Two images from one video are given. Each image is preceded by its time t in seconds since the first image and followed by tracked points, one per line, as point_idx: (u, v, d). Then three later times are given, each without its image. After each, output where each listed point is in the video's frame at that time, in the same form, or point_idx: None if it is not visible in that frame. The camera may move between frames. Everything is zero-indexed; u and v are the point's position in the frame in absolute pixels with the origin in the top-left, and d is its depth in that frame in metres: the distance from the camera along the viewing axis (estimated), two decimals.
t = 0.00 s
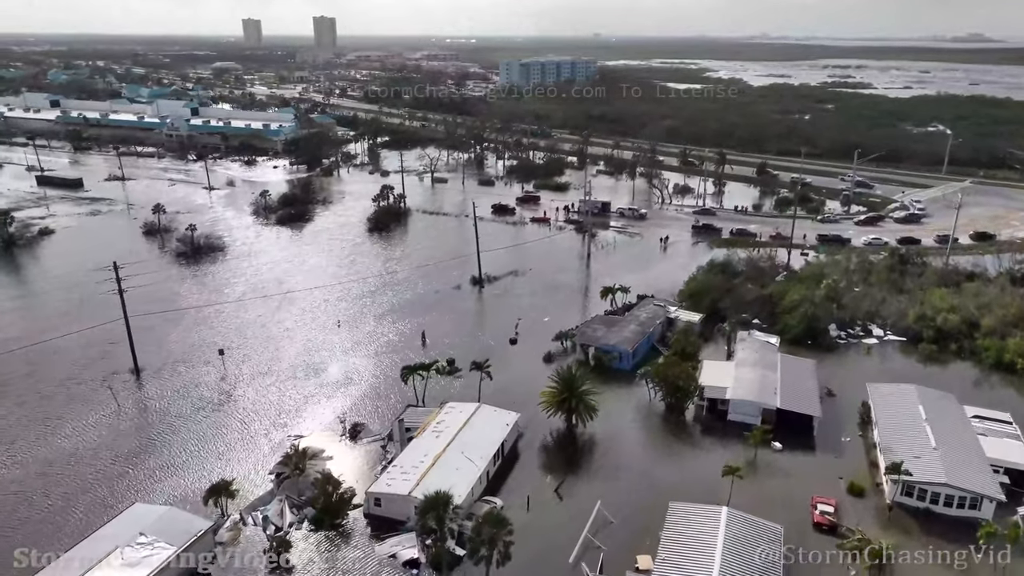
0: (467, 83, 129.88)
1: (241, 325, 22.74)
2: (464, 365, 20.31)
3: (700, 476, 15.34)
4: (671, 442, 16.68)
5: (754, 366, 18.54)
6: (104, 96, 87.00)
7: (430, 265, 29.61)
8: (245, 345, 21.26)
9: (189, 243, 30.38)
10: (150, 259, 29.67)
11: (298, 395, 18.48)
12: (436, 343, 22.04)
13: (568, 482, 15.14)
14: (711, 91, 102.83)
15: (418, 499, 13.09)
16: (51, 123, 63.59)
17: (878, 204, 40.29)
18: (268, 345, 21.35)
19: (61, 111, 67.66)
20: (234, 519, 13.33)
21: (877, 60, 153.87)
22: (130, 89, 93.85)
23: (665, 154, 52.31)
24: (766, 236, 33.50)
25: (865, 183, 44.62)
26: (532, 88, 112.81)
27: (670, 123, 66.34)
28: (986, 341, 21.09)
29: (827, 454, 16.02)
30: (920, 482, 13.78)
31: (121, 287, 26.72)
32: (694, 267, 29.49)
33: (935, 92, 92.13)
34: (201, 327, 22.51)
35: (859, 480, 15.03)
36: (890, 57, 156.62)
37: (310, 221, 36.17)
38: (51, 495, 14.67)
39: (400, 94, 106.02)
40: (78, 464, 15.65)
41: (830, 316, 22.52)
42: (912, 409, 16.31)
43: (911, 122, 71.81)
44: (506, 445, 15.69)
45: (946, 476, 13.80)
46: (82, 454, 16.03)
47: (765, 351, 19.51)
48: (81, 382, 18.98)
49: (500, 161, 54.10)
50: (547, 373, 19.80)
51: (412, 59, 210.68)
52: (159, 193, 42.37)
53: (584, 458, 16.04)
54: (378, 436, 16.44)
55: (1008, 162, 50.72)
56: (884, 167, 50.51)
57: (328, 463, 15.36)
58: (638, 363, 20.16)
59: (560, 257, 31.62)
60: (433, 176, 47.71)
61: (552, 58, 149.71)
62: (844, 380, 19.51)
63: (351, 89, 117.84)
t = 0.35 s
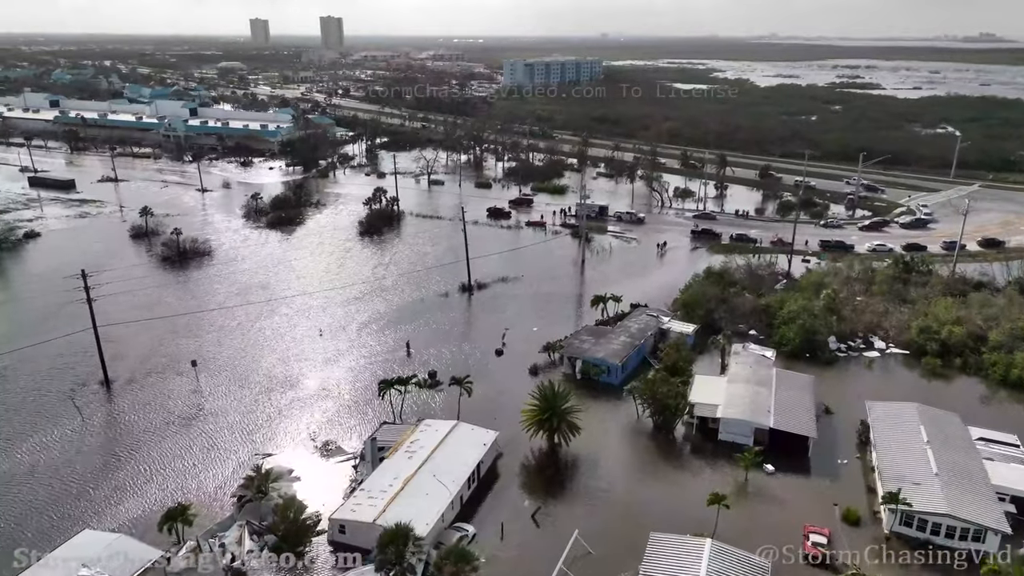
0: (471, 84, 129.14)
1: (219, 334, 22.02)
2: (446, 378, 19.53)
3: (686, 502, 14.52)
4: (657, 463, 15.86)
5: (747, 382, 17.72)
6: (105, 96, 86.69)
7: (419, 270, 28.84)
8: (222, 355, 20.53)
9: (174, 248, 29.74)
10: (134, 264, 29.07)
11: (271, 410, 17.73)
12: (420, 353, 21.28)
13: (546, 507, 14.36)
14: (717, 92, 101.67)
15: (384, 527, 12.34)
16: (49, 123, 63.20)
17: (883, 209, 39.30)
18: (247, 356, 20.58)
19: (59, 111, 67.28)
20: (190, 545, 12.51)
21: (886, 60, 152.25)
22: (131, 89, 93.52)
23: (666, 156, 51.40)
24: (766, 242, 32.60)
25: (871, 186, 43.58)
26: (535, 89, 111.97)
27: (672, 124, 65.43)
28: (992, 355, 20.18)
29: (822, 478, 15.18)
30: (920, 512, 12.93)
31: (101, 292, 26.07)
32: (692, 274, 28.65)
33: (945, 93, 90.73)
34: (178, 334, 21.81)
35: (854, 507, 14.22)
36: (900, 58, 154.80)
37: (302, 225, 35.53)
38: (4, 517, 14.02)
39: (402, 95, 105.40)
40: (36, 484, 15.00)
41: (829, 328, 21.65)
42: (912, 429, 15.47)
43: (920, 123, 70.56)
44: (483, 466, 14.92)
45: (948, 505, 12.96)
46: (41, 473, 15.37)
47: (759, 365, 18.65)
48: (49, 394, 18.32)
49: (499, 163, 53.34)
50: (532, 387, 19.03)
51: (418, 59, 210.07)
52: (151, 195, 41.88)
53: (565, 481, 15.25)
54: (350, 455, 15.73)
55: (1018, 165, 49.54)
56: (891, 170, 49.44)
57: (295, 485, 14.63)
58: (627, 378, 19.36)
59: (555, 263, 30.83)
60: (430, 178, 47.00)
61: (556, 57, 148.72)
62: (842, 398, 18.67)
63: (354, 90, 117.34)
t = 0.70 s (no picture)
0: (480, 84, 128.52)
1: (201, 342, 21.37)
2: (431, 391, 18.77)
3: (675, 531, 13.67)
4: (647, 487, 15.01)
5: (745, 401, 16.84)
6: (113, 96, 86.84)
7: (413, 276, 28.13)
8: (200, 366, 19.87)
9: (165, 251, 29.24)
10: (124, 267, 28.57)
11: (246, 426, 17.04)
12: (406, 364, 20.54)
13: (526, 535, 13.57)
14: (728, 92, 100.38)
15: (349, 560, 11.54)
16: (54, 123, 63.21)
17: (895, 213, 38.13)
18: (228, 366, 19.92)
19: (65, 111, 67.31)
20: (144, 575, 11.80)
21: (902, 60, 150.11)
22: (140, 89, 93.67)
23: (673, 157, 50.45)
24: (772, 248, 31.64)
25: (883, 190, 42.43)
26: (544, 90, 111.19)
27: (681, 126, 64.44)
28: (1007, 372, 19.14)
29: (821, 505, 14.33)
30: (924, 548, 12.00)
31: (87, 296, 25.56)
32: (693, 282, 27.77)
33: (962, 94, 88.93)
34: (160, 343, 21.20)
35: (854, 539, 13.33)
36: (917, 58, 152.45)
37: (298, 227, 34.98)
38: None
39: (410, 95, 104.98)
40: None
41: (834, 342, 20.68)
42: (919, 453, 14.54)
43: (936, 125, 69.00)
44: (462, 489, 14.15)
45: (954, 540, 12.03)
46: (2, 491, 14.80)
47: (758, 382, 17.77)
48: (20, 406, 17.76)
49: (503, 164, 52.55)
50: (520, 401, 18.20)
51: (429, 58, 209.77)
52: (150, 196, 41.57)
53: (548, 505, 14.43)
54: (323, 475, 15.00)
55: None
56: (904, 174, 48.22)
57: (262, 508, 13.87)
58: (621, 393, 18.48)
59: (553, 268, 30.03)
60: (432, 180, 46.35)
61: (566, 57, 147.85)
62: (845, 418, 17.78)
63: (362, 90, 117.08)
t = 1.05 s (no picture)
0: (493, 85, 127.90)
1: (186, 349, 20.76)
2: (417, 406, 18.02)
3: (666, 564, 12.80)
4: (637, 514, 14.17)
5: (745, 421, 15.93)
6: (125, 96, 87.15)
7: (409, 282, 27.41)
8: (182, 375, 19.25)
9: (159, 255, 28.81)
10: (117, 270, 28.14)
11: (222, 442, 16.40)
12: (395, 375, 19.82)
13: (506, 565, 12.78)
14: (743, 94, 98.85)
15: None
16: (64, 123, 63.38)
17: (911, 219, 36.88)
18: (210, 376, 19.29)
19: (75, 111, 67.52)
20: None
21: (922, 61, 147.63)
22: (153, 89, 93.99)
23: (683, 160, 49.39)
24: (782, 256, 30.57)
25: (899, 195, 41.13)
26: (556, 91, 110.26)
27: (692, 128, 63.31)
28: None
29: (823, 536, 13.41)
30: None
31: (76, 301, 25.08)
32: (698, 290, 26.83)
33: (983, 95, 86.80)
34: (144, 350, 20.62)
35: None
36: (939, 58, 149.55)
37: (297, 231, 34.47)
38: None
39: (421, 96, 104.51)
40: None
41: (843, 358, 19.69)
42: (930, 482, 13.58)
43: (957, 127, 67.21)
44: (440, 515, 13.39)
45: None
46: None
47: (760, 401, 16.84)
48: None
49: (510, 166, 51.80)
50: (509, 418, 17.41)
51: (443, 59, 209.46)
52: (152, 197, 41.29)
53: (532, 532, 13.63)
54: (297, 497, 14.34)
55: None
56: (921, 178, 46.84)
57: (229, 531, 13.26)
58: (615, 410, 17.64)
59: (554, 274, 29.20)
60: (436, 182, 45.72)
61: (580, 57, 146.70)
62: (852, 441, 16.83)
63: (373, 90, 116.82)
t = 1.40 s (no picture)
0: (507, 85, 127.18)
1: (172, 357, 20.24)
2: (402, 422, 17.34)
3: None
4: (625, 544, 13.32)
5: (744, 443, 15.07)
6: (140, 96, 87.62)
7: (406, 288, 26.77)
8: (165, 384, 18.74)
9: (155, 258, 28.48)
10: (111, 272, 27.79)
11: (197, 456, 15.79)
12: (382, 387, 19.15)
13: None
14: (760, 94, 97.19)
15: None
16: (76, 123, 63.67)
17: (930, 225, 35.57)
18: (193, 385, 18.72)
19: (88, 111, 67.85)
20: None
21: (946, 60, 144.84)
22: (168, 89, 94.44)
23: (694, 162, 48.35)
24: (792, 263, 29.54)
25: (917, 199, 39.80)
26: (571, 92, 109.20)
27: (706, 130, 62.12)
28: None
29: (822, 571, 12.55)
30: None
31: (68, 303, 24.72)
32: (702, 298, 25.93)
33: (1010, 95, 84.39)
34: (129, 357, 20.15)
35: None
36: (964, 56, 146.12)
37: (297, 233, 34.05)
38: None
39: (434, 96, 103.98)
40: None
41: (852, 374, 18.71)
42: (939, 514, 12.66)
43: (982, 128, 65.25)
44: (415, 541, 12.68)
45: None
46: None
47: (761, 421, 15.95)
48: None
49: (518, 168, 51.05)
50: (497, 434, 16.65)
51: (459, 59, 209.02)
52: (156, 198, 41.16)
53: (512, 561, 12.86)
54: (268, 517, 13.66)
55: None
56: (941, 182, 45.35)
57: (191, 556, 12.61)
58: (609, 428, 16.83)
59: (555, 280, 28.43)
60: (443, 184, 45.14)
61: (596, 57, 145.39)
62: (859, 466, 15.88)
63: (387, 90, 116.61)
